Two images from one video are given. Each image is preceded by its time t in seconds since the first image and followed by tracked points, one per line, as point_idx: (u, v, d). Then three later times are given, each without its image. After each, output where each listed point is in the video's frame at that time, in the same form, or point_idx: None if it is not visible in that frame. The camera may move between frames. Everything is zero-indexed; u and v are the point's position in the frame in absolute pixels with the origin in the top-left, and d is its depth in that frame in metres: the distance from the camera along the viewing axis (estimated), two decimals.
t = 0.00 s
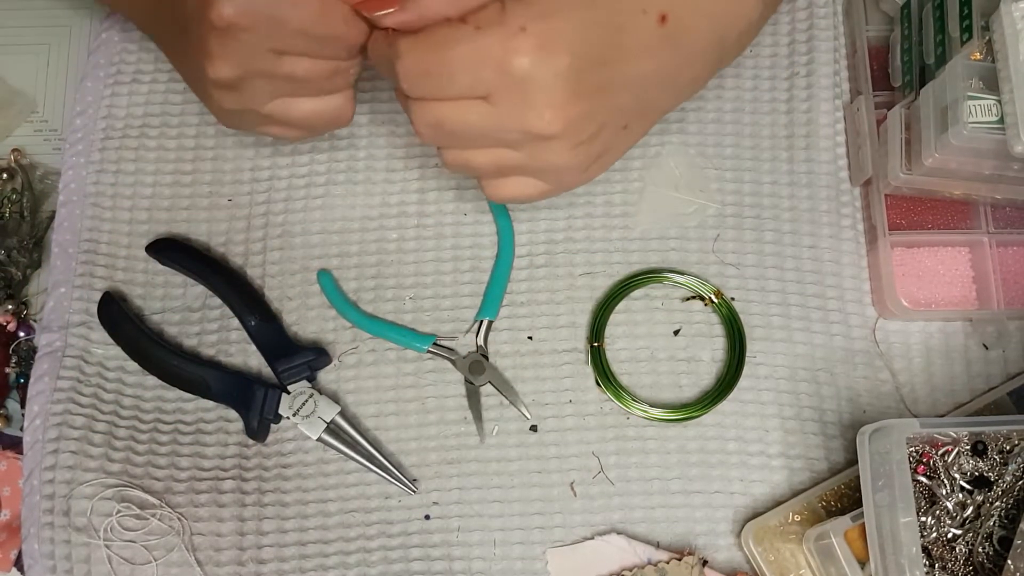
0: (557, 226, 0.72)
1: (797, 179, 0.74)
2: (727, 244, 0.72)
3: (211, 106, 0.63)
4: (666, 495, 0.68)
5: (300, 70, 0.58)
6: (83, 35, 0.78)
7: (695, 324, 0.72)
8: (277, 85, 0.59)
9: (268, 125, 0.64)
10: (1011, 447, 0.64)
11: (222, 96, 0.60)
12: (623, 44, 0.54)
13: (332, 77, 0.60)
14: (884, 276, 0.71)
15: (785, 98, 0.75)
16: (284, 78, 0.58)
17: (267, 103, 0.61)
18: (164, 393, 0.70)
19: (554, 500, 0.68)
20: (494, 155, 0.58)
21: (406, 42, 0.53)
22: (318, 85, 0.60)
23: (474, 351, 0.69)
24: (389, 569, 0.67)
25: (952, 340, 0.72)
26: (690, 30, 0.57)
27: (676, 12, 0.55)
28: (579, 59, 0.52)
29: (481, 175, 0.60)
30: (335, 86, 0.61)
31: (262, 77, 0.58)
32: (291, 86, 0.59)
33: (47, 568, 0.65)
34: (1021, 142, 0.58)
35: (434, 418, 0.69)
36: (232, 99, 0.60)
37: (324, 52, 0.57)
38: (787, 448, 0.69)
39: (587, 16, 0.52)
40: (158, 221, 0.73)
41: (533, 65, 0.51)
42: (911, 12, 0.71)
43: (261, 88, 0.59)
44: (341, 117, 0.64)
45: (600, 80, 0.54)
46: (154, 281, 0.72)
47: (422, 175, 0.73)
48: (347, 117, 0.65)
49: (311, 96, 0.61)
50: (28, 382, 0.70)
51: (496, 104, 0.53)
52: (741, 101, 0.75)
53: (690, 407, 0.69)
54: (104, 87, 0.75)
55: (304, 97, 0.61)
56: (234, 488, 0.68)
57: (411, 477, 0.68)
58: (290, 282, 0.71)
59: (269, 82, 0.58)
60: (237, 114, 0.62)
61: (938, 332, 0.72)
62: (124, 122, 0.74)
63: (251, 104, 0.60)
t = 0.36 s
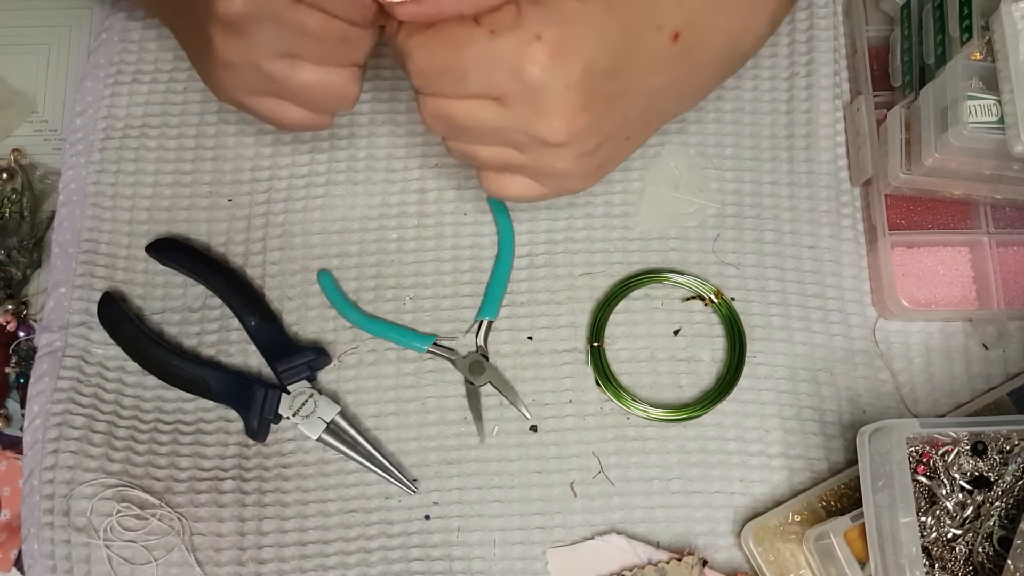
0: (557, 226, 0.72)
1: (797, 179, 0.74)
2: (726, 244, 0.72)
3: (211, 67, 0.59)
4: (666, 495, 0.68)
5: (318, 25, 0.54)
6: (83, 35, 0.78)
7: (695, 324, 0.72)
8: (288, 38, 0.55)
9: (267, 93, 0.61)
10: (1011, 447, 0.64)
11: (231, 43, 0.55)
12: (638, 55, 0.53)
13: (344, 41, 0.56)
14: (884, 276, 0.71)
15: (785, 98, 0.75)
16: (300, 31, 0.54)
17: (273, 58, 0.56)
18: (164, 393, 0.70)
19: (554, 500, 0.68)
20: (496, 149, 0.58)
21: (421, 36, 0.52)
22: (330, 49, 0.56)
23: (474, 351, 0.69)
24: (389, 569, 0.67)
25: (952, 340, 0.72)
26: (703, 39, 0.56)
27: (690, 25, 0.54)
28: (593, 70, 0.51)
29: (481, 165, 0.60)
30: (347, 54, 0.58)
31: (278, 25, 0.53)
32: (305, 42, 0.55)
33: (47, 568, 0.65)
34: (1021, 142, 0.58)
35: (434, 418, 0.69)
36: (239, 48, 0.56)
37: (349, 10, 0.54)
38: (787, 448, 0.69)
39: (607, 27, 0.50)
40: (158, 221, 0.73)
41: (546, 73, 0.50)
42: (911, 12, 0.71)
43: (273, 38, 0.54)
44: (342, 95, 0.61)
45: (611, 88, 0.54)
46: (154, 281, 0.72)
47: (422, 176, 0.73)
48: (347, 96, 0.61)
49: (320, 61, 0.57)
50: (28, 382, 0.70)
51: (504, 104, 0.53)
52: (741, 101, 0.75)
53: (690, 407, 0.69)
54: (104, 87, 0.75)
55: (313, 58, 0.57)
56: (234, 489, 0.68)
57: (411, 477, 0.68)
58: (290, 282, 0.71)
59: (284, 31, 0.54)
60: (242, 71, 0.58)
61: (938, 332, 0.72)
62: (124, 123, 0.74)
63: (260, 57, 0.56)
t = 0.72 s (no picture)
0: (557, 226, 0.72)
1: (797, 179, 0.74)
2: (727, 243, 0.72)
3: (192, 107, 0.60)
4: (666, 495, 0.68)
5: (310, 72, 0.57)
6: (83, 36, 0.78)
7: (695, 324, 0.72)
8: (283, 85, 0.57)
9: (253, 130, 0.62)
10: (1011, 447, 0.64)
11: (224, 93, 0.57)
12: (638, 76, 0.52)
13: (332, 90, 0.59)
14: (884, 276, 0.71)
15: (785, 98, 0.75)
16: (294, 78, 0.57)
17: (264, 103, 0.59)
18: (164, 394, 0.70)
19: (554, 500, 0.68)
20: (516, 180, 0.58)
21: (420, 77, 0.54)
22: (319, 95, 0.59)
23: (474, 351, 0.69)
24: (389, 569, 0.67)
25: (953, 340, 0.72)
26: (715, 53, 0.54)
27: (696, 39, 0.52)
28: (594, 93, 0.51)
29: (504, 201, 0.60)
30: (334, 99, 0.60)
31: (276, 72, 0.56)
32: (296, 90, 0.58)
33: (47, 568, 0.65)
34: (1021, 142, 0.58)
35: (434, 418, 0.69)
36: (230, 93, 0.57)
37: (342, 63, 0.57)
38: (787, 447, 0.69)
39: (599, 50, 0.50)
40: (158, 221, 0.73)
41: (541, 102, 0.51)
42: (911, 12, 0.71)
43: (268, 86, 0.57)
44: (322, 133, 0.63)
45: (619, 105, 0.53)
46: (154, 281, 0.72)
47: (422, 176, 0.73)
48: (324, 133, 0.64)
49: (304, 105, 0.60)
50: (28, 382, 0.70)
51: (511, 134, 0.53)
52: (741, 101, 0.75)
53: (690, 408, 0.69)
54: (104, 87, 0.75)
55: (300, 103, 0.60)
56: (234, 488, 0.68)
57: (411, 477, 0.68)
58: (290, 282, 0.71)
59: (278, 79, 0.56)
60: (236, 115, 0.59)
61: (938, 332, 0.72)
62: (124, 123, 0.74)
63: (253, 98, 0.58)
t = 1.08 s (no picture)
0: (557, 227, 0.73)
1: (797, 179, 0.74)
2: (726, 244, 0.73)
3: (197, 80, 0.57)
4: (666, 495, 0.68)
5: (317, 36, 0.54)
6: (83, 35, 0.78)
7: (695, 324, 0.72)
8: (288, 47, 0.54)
9: (253, 107, 0.59)
10: (1011, 447, 0.64)
11: (227, 51, 0.54)
12: (640, 79, 0.53)
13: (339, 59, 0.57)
14: (884, 276, 0.71)
15: (785, 98, 0.75)
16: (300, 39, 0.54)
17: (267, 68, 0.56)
18: (164, 393, 0.70)
19: (554, 500, 0.68)
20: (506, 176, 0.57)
21: (425, 59, 0.52)
22: (326, 60, 0.56)
23: (474, 351, 0.69)
24: (389, 569, 0.67)
25: (953, 340, 0.72)
26: (709, 62, 0.56)
27: (695, 45, 0.54)
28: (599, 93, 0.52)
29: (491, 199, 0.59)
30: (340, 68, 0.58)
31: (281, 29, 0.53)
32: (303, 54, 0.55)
33: (47, 568, 0.65)
34: (1021, 142, 0.58)
35: (434, 418, 0.69)
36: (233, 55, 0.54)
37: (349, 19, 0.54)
38: (787, 448, 0.69)
39: (606, 49, 0.51)
40: (158, 221, 0.73)
41: (549, 97, 0.51)
42: (911, 12, 0.71)
43: (274, 46, 0.54)
44: (329, 113, 0.61)
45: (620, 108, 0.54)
46: (154, 281, 0.72)
47: (422, 176, 0.73)
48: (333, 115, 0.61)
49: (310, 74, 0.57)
50: (28, 382, 0.70)
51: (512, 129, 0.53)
52: (741, 101, 0.75)
53: (690, 408, 0.69)
54: (104, 87, 0.75)
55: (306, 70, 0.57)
56: (234, 488, 0.68)
57: (411, 477, 0.68)
58: (290, 282, 0.71)
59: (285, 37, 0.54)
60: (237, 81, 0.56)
61: (938, 332, 0.72)
62: (124, 123, 0.74)
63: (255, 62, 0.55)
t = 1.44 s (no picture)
0: (557, 228, 0.73)
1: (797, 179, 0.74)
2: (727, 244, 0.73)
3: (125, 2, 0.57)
4: (666, 495, 0.68)
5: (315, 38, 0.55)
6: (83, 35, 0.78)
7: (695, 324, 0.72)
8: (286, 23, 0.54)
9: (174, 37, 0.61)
10: (1011, 447, 0.64)
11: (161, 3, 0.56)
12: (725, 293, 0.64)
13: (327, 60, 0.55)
14: (884, 276, 0.71)
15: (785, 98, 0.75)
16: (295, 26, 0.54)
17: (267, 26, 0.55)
18: (164, 394, 0.70)
19: (554, 500, 0.68)
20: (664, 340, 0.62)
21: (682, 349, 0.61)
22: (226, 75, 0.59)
23: (474, 351, 0.69)
24: (389, 569, 0.67)
25: (952, 340, 0.72)
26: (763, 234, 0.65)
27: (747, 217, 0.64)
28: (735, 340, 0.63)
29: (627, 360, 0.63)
30: (338, 63, 0.55)
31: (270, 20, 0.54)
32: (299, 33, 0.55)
33: (47, 568, 0.65)
34: (1021, 142, 0.58)
35: (435, 418, 0.69)
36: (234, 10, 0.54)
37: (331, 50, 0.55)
38: (787, 447, 0.69)
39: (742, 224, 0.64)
40: (158, 221, 0.73)
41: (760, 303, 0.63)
42: (911, 12, 0.72)
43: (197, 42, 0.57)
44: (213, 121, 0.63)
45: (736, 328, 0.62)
46: (154, 281, 0.72)
47: (422, 177, 0.74)
48: (310, 100, 0.55)
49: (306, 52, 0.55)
50: (28, 382, 0.70)
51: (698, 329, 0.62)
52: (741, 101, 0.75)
53: (689, 407, 0.69)
54: (104, 87, 0.75)
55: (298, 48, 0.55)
56: (234, 488, 0.68)
57: (411, 477, 0.68)
58: (290, 282, 0.71)
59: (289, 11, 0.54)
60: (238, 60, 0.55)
61: (938, 331, 0.72)
62: (124, 123, 0.74)
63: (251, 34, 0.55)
